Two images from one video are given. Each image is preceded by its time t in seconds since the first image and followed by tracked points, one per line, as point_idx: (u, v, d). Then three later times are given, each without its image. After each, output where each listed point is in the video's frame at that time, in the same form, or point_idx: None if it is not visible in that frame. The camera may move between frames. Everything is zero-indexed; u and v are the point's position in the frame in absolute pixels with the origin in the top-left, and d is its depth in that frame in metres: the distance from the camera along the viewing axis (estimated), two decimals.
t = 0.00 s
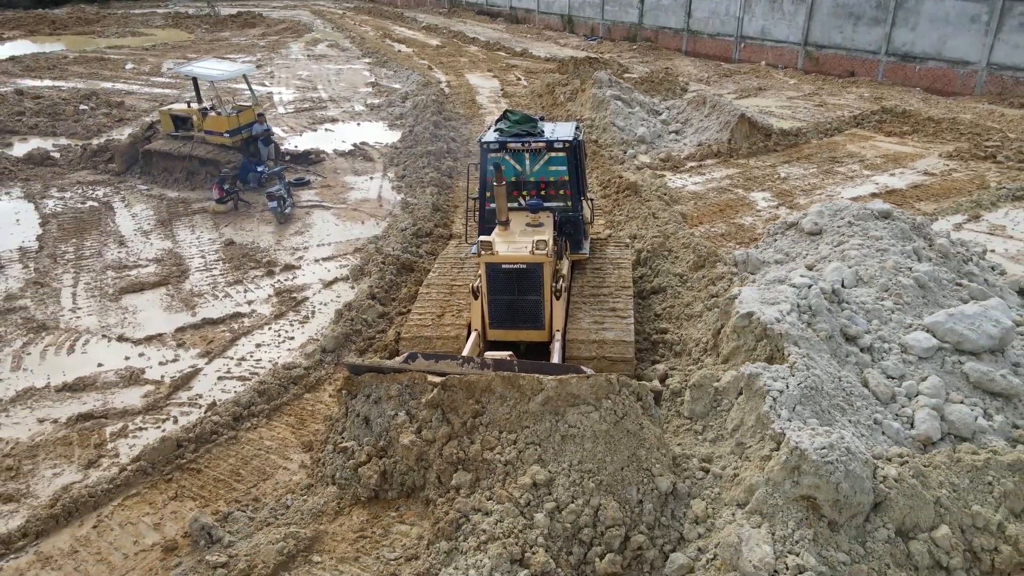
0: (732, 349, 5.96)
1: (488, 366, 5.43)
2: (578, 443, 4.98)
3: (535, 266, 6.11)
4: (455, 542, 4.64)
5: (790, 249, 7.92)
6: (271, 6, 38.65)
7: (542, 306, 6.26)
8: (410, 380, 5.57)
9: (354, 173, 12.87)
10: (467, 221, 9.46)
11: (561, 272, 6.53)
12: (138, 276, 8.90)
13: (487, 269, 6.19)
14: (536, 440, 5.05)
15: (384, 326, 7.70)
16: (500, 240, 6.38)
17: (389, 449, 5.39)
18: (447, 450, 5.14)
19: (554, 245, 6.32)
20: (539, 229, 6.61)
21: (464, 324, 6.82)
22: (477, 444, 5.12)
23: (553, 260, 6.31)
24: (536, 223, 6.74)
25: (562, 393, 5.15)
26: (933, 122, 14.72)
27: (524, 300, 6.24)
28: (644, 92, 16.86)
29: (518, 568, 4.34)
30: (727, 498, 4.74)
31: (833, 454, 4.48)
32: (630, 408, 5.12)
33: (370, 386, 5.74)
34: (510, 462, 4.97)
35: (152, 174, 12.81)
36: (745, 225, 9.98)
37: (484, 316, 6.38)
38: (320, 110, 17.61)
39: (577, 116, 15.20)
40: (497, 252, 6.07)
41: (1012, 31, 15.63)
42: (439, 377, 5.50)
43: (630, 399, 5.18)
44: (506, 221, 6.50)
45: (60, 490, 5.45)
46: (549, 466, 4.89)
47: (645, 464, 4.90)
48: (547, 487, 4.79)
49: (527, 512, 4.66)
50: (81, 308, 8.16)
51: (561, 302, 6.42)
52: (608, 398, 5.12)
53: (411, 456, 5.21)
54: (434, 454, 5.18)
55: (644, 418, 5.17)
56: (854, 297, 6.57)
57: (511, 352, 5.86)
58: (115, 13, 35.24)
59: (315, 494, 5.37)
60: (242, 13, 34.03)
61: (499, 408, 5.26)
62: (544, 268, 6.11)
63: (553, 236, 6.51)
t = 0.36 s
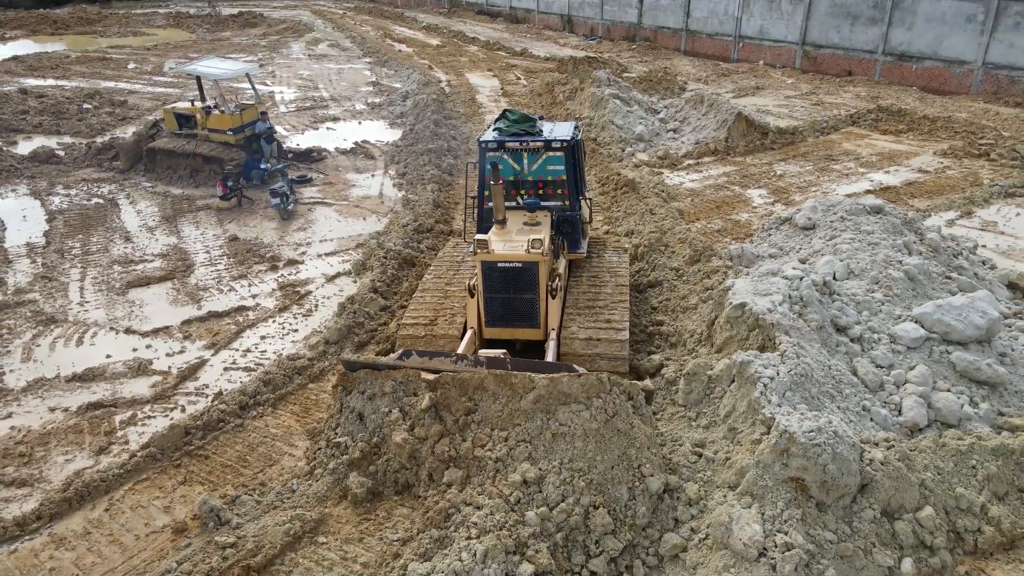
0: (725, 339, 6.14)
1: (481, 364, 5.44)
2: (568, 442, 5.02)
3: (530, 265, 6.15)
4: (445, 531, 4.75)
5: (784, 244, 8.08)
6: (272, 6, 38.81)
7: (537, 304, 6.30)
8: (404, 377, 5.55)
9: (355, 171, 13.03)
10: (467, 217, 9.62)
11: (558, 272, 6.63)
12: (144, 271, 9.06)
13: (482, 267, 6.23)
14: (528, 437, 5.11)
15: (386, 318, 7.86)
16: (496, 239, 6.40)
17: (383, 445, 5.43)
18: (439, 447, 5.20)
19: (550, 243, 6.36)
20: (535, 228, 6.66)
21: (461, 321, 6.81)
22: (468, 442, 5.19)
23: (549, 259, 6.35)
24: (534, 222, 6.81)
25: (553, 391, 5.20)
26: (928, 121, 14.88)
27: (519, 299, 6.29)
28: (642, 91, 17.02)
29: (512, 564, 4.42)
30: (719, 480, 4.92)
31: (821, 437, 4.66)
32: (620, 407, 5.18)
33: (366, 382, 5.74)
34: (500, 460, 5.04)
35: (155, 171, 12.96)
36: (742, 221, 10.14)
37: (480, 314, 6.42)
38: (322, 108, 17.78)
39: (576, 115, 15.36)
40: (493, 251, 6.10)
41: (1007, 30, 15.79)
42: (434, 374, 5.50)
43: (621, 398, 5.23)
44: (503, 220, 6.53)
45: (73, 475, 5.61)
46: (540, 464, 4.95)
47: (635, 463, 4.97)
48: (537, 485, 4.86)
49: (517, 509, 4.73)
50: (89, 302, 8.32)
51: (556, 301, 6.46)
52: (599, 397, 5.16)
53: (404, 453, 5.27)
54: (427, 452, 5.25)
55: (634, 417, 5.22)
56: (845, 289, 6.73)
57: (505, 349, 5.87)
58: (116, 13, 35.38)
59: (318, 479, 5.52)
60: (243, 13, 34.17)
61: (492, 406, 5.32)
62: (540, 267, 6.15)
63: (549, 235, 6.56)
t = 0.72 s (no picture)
0: (719, 330, 6.31)
1: (472, 361, 5.47)
2: (557, 439, 4.99)
3: (526, 263, 6.24)
4: (436, 522, 4.81)
5: (778, 239, 8.24)
6: (273, 6, 38.98)
7: (532, 303, 6.39)
8: (396, 373, 5.55)
9: (357, 169, 13.19)
10: (467, 213, 9.78)
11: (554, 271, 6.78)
12: (150, 266, 9.22)
13: (479, 266, 6.34)
14: (516, 435, 5.10)
15: (388, 312, 8.03)
16: (493, 238, 6.51)
17: (375, 441, 5.47)
18: (430, 445, 5.23)
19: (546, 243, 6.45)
20: (532, 227, 6.74)
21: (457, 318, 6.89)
22: (458, 439, 5.21)
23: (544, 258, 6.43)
24: (531, 221, 6.91)
25: (543, 389, 5.17)
26: (923, 120, 15.03)
27: (515, 297, 6.38)
28: (641, 90, 17.17)
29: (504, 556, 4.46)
30: (712, 465, 5.07)
31: (810, 422, 4.82)
32: (609, 405, 5.13)
33: (360, 378, 5.75)
34: (489, 456, 5.04)
35: (159, 169, 13.12)
36: (738, 217, 10.30)
37: (476, 312, 6.52)
38: (324, 107, 17.94)
39: (575, 113, 15.52)
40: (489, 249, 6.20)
41: (1003, 30, 15.95)
42: (426, 370, 5.52)
43: (610, 396, 5.18)
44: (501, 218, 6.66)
45: (84, 461, 5.77)
46: (528, 461, 4.94)
47: (624, 462, 4.94)
48: (525, 482, 4.84)
49: (506, 506, 4.74)
50: (96, 296, 8.47)
51: (552, 300, 6.54)
52: (588, 395, 5.11)
53: (395, 450, 5.31)
54: (418, 449, 5.29)
55: (623, 416, 5.17)
56: (837, 282, 6.89)
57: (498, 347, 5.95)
58: (117, 12, 35.54)
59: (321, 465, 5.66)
60: (244, 13, 34.32)
61: (483, 403, 5.31)
62: (535, 266, 6.25)
63: (545, 234, 6.64)
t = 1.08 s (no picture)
0: (715, 323, 6.45)
1: (465, 361, 5.55)
2: (546, 439, 5.06)
3: (521, 263, 6.32)
4: (427, 516, 4.90)
5: (774, 234, 8.36)
6: (274, 6, 39.08)
7: (528, 302, 6.48)
8: (390, 372, 5.63)
9: (358, 167, 13.31)
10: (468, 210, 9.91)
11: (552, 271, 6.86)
12: (155, 262, 9.35)
13: (475, 265, 6.42)
14: (507, 435, 5.17)
15: (390, 306, 8.16)
16: (488, 237, 6.54)
17: (368, 440, 5.53)
18: (421, 444, 5.30)
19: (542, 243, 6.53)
20: (529, 227, 6.74)
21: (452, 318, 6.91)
22: (450, 438, 5.27)
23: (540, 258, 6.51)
24: (528, 221, 6.89)
25: (533, 390, 5.25)
26: (920, 119, 15.17)
27: (511, 297, 6.48)
28: (640, 89, 17.29)
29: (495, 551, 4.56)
30: (707, 452, 5.21)
31: (802, 410, 4.95)
32: (599, 406, 5.20)
33: (355, 377, 5.82)
34: (479, 455, 5.10)
35: (163, 167, 13.25)
36: (735, 214, 10.43)
37: (472, 311, 6.61)
38: (325, 106, 18.07)
39: (574, 112, 15.64)
40: (485, 248, 6.26)
41: (999, 30, 16.08)
42: (419, 370, 5.60)
43: (599, 397, 5.25)
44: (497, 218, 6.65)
45: (93, 450, 5.90)
46: (518, 460, 5.01)
47: (613, 464, 4.98)
48: (515, 481, 4.91)
49: (496, 505, 4.81)
50: (102, 291, 8.60)
51: (547, 299, 6.62)
52: (578, 396, 5.20)
53: (387, 448, 5.37)
54: (410, 447, 5.34)
55: (612, 417, 5.23)
56: (831, 277, 7.01)
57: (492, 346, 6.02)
58: (118, 12, 35.67)
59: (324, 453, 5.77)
60: (244, 13, 34.43)
61: (475, 403, 5.39)
62: (530, 265, 6.33)
63: (542, 234, 6.67)
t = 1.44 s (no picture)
0: (711, 316, 6.59)
1: (458, 361, 5.56)
2: (536, 440, 5.06)
3: (516, 264, 6.28)
4: (417, 510, 5.00)
5: (771, 231, 8.49)
6: (274, 6, 39.19)
7: (524, 303, 6.42)
8: (384, 371, 5.70)
9: (360, 165, 13.44)
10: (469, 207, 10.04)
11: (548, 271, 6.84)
12: (160, 258, 9.48)
13: (470, 265, 6.38)
14: (497, 435, 5.19)
15: (392, 301, 8.30)
16: (484, 238, 6.57)
17: (361, 440, 5.58)
18: (413, 444, 5.34)
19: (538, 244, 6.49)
20: (526, 227, 6.83)
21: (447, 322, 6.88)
22: (441, 439, 5.30)
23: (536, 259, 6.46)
24: (525, 221, 7.01)
25: (524, 390, 5.25)
26: (916, 118, 15.29)
27: (506, 297, 6.42)
28: (639, 89, 17.41)
29: (489, 548, 4.61)
30: (703, 441, 5.34)
31: (794, 399, 5.08)
32: (590, 407, 5.10)
33: (349, 376, 5.88)
34: (470, 456, 5.14)
35: (166, 165, 13.38)
36: (733, 212, 10.55)
37: (467, 312, 6.55)
38: (326, 105, 18.20)
39: (574, 112, 15.76)
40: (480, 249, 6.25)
41: (996, 29, 16.20)
42: (412, 370, 5.62)
43: (590, 399, 5.17)
44: (494, 218, 6.78)
45: (103, 440, 6.03)
46: (508, 462, 5.01)
47: (604, 467, 4.93)
48: (505, 483, 4.92)
49: (487, 505, 4.84)
50: (108, 287, 8.73)
51: (544, 300, 6.56)
52: (568, 398, 5.15)
53: (379, 448, 5.40)
54: (402, 448, 5.37)
55: (603, 419, 5.13)
56: (826, 271, 7.14)
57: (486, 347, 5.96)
58: (119, 12, 35.79)
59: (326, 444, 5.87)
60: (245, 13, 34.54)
61: (467, 403, 5.40)
62: (525, 266, 6.28)
63: (539, 234, 6.76)
